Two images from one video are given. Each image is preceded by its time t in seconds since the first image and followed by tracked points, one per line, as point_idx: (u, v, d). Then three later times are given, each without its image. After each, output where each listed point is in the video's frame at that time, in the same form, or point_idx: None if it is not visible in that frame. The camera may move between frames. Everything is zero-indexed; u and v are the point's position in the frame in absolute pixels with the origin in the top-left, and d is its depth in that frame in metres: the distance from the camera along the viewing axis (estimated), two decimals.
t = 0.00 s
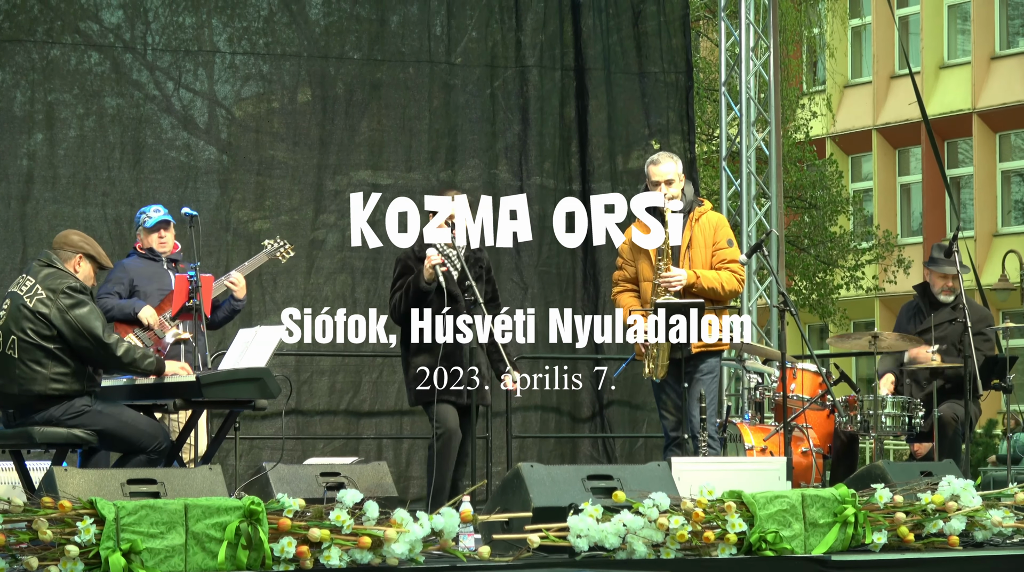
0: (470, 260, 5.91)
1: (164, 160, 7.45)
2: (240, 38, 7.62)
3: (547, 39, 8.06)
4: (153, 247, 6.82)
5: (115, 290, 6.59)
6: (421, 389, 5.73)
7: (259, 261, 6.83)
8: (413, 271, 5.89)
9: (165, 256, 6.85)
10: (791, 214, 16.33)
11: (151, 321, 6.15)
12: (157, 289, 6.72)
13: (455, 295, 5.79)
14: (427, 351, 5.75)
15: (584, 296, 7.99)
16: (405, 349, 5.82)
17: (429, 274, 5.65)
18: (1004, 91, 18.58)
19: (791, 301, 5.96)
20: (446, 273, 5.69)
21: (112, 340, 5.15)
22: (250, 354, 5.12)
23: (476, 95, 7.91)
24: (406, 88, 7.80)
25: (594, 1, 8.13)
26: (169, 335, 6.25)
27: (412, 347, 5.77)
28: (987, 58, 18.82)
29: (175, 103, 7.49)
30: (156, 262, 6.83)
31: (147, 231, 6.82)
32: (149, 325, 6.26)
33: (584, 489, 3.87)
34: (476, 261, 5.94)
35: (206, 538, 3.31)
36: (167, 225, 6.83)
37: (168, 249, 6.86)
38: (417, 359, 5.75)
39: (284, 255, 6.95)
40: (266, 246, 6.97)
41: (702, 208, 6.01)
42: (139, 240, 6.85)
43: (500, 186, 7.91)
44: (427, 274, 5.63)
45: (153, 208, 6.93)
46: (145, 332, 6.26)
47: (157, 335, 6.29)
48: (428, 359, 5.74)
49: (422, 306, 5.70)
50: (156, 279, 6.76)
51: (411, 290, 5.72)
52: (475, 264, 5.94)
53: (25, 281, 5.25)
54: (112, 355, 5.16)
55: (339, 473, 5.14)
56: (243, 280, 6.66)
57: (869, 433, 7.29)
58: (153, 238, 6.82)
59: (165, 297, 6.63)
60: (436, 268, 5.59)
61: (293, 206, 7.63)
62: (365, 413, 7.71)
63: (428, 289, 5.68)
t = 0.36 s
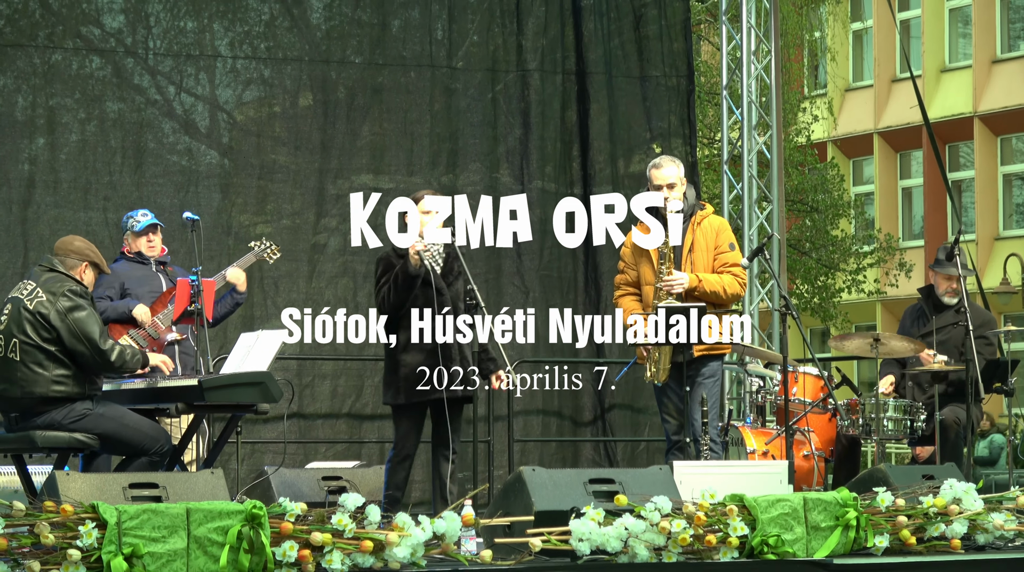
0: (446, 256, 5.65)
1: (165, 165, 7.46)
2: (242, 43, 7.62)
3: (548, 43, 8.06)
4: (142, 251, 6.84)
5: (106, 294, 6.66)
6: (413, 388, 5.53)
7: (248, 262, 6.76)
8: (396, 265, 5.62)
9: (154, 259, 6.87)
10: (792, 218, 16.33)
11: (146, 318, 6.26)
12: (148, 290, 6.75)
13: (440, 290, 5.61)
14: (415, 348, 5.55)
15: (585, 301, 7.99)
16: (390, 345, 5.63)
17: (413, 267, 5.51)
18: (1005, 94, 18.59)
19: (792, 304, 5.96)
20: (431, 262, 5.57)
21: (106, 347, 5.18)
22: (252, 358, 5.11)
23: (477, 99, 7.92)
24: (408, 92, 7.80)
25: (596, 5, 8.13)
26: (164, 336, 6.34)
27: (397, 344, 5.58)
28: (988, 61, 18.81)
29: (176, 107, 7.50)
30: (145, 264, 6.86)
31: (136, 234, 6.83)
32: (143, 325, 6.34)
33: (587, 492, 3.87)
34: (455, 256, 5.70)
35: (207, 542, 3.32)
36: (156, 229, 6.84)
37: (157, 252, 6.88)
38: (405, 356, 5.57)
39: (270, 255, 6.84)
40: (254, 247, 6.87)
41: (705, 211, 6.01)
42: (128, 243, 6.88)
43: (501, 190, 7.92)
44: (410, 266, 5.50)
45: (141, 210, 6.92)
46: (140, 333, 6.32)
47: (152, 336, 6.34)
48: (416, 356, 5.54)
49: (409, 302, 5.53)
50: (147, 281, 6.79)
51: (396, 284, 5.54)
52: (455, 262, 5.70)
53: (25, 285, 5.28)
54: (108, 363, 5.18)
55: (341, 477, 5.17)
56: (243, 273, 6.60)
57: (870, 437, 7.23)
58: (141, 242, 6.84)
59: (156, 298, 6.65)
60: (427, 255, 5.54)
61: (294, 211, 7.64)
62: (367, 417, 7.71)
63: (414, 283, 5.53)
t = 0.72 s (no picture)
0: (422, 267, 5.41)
1: (167, 169, 7.47)
2: (243, 47, 7.63)
3: (550, 47, 8.07)
4: (141, 257, 6.82)
5: (106, 302, 6.64)
6: (383, 397, 5.23)
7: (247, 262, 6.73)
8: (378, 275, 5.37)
9: (152, 265, 6.86)
10: (795, 221, 16.33)
11: (145, 326, 6.29)
12: (148, 297, 6.75)
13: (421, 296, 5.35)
14: (388, 358, 5.26)
15: (586, 305, 7.99)
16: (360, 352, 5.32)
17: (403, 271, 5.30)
18: (1007, 98, 18.57)
19: (794, 308, 5.95)
20: (414, 270, 5.32)
21: (105, 347, 5.23)
22: (254, 362, 5.14)
23: (479, 103, 7.92)
24: (409, 96, 7.81)
25: (597, 9, 8.14)
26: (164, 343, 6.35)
27: (370, 352, 5.28)
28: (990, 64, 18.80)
29: (178, 111, 7.51)
30: (144, 270, 6.84)
31: (135, 241, 6.81)
32: (143, 333, 6.36)
33: (588, 496, 3.87)
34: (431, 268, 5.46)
35: (209, 546, 3.32)
36: (154, 235, 6.81)
37: (156, 257, 6.87)
38: (377, 365, 5.27)
39: (268, 255, 6.80)
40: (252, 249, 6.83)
41: (706, 216, 6.01)
42: (127, 250, 6.85)
43: (502, 194, 7.91)
44: (399, 270, 5.29)
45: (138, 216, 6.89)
46: (139, 341, 6.34)
47: (152, 344, 6.36)
48: (389, 367, 5.26)
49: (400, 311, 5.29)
50: (146, 287, 6.79)
51: (386, 289, 5.29)
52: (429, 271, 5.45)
53: (25, 288, 5.31)
54: (107, 363, 5.23)
55: (343, 481, 5.21)
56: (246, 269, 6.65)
57: (872, 441, 7.30)
58: (140, 248, 6.82)
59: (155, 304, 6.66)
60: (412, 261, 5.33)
61: (296, 215, 7.65)
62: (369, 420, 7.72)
63: (404, 288, 5.30)
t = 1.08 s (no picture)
0: (418, 263, 5.40)
1: (168, 171, 7.47)
2: (245, 49, 7.64)
3: (552, 50, 8.08)
4: (147, 258, 6.81)
5: (111, 303, 6.63)
6: (386, 392, 5.19)
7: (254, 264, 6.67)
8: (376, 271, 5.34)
9: (159, 267, 6.84)
10: (797, 224, 16.34)
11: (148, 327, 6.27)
12: (154, 298, 6.74)
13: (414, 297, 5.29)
14: (389, 352, 5.22)
15: (587, 307, 8.00)
16: (362, 348, 5.29)
17: (396, 260, 5.24)
18: (1009, 100, 18.55)
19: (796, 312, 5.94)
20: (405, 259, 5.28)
21: (105, 345, 5.24)
22: (256, 364, 5.15)
23: (481, 105, 7.93)
24: (411, 98, 7.83)
25: (599, 12, 8.14)
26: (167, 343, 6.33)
27: (372, 347, 5.25)
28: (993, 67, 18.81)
29: (180, 113, 7.51)
30: (150, 272, 6.84)
31: (142, 241, 6.79)
32: (145, 334, 6.35)
33: (590, 498, 3.87)
34: (426, 264, 5.46)
35: (210, 548, 3.31)
36: (161, 236, 6.79)
37: (163, 258, 6.85)
38: (378, 360, 5.23)
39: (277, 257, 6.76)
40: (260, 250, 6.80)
41: (708, 218, 6.00)
42: (134, 250, 6.86)
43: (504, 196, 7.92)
44: (391, 258, 5.23)
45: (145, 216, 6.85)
46: (143, 343, 6.32)
47: (156, 345, 6.35)
48: (392, 361, 5.21)
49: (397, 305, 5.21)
50: (151, 289, 6.77)
51: (381, 282, 5.26)
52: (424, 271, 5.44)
53: (25, 289, 5.32)
54: (106, 361, 5.24)
55: (343, 483, 5.17)
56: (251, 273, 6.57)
57: (874, 444, 7.29)
58: (147, 249, 6.80)
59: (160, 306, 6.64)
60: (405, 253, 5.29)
61: (298, 217, 7.66)
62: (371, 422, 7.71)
63: (399, 280, 5.27)
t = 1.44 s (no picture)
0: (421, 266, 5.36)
1: (169, 172, 7.47)
2: (246, 50, 7.65)
3: (553, 51, 8.09)
4: (159, 259, 6.72)
5: (121, 301, 6.54)
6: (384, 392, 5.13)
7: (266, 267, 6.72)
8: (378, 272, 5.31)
9: (170, 268, 6.76)
10: (798, 226, 16.31)
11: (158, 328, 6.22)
12: (164, 300, 6.68)
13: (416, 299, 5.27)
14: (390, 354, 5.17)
15: (589, 308, 8.03)
16: (364, 350, 5.25)
17: (398, 263, 5.27)
18: (1010, 101, 18.51)
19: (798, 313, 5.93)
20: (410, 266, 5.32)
21: (104, 347, 5.23)
22: (257, 365, 5.16)
23: (481, 107, 7.94)
24: (411, 100, 7.84)
25: (600, 13, 8.14)
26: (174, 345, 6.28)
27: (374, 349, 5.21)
28: (993, 68, 18.80)
29: (181, 114, 7.51)
30: (161, 272, 6.76)
31: (153, 242, 6.69)
32: (155, 335, 6.31)
33: (591, 500, 3.87)
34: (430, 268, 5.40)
35: (211, 549, 3.31)
36: (172, 238, 6.69)
37: (173, 260, 6.79)
38: (378, 362, 5.19)
39: (289, 260, 6.80)
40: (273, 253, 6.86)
41: (709, 219, 6.00)
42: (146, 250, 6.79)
43: (505, 198, 7.92)
44: (394, 261, 5.27)
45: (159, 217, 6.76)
46: (152, 343, 6.29)
47: (164, 346, 6.31)
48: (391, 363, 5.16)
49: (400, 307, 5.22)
50: (161, 289, 6.71)
51: (383, 283, 5.25)
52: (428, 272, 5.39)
53: (25, 291, 5.32)
54: (106, 364, 5.24)
55: (344, 485, 5.17)
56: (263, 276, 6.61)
57: (874, 445, 7.30)
58: (158, 250, 6.71)
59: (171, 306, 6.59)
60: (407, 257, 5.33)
61: (298, 218, 7.66)
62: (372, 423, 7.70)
63: (399, 282, 5.25)
